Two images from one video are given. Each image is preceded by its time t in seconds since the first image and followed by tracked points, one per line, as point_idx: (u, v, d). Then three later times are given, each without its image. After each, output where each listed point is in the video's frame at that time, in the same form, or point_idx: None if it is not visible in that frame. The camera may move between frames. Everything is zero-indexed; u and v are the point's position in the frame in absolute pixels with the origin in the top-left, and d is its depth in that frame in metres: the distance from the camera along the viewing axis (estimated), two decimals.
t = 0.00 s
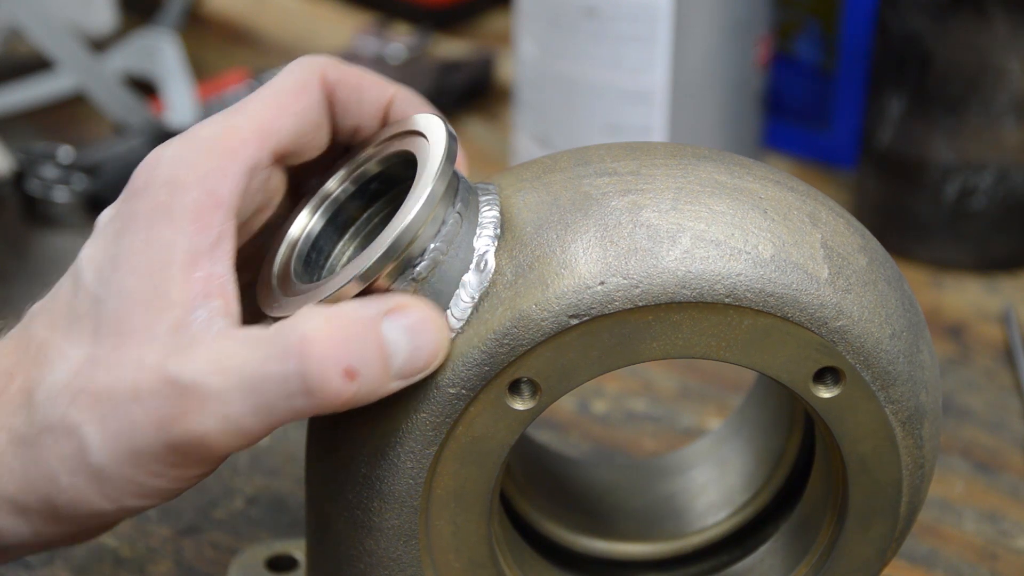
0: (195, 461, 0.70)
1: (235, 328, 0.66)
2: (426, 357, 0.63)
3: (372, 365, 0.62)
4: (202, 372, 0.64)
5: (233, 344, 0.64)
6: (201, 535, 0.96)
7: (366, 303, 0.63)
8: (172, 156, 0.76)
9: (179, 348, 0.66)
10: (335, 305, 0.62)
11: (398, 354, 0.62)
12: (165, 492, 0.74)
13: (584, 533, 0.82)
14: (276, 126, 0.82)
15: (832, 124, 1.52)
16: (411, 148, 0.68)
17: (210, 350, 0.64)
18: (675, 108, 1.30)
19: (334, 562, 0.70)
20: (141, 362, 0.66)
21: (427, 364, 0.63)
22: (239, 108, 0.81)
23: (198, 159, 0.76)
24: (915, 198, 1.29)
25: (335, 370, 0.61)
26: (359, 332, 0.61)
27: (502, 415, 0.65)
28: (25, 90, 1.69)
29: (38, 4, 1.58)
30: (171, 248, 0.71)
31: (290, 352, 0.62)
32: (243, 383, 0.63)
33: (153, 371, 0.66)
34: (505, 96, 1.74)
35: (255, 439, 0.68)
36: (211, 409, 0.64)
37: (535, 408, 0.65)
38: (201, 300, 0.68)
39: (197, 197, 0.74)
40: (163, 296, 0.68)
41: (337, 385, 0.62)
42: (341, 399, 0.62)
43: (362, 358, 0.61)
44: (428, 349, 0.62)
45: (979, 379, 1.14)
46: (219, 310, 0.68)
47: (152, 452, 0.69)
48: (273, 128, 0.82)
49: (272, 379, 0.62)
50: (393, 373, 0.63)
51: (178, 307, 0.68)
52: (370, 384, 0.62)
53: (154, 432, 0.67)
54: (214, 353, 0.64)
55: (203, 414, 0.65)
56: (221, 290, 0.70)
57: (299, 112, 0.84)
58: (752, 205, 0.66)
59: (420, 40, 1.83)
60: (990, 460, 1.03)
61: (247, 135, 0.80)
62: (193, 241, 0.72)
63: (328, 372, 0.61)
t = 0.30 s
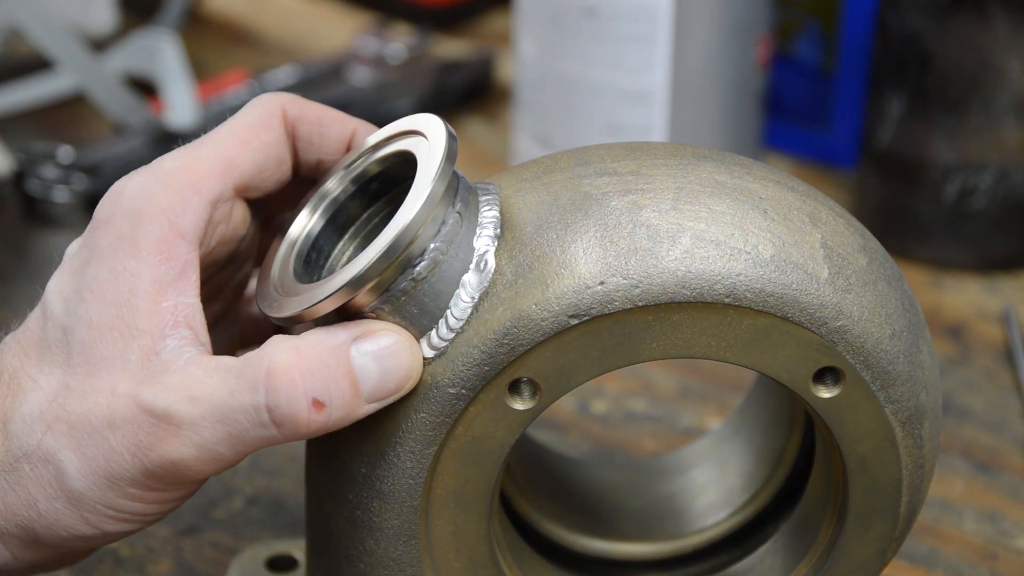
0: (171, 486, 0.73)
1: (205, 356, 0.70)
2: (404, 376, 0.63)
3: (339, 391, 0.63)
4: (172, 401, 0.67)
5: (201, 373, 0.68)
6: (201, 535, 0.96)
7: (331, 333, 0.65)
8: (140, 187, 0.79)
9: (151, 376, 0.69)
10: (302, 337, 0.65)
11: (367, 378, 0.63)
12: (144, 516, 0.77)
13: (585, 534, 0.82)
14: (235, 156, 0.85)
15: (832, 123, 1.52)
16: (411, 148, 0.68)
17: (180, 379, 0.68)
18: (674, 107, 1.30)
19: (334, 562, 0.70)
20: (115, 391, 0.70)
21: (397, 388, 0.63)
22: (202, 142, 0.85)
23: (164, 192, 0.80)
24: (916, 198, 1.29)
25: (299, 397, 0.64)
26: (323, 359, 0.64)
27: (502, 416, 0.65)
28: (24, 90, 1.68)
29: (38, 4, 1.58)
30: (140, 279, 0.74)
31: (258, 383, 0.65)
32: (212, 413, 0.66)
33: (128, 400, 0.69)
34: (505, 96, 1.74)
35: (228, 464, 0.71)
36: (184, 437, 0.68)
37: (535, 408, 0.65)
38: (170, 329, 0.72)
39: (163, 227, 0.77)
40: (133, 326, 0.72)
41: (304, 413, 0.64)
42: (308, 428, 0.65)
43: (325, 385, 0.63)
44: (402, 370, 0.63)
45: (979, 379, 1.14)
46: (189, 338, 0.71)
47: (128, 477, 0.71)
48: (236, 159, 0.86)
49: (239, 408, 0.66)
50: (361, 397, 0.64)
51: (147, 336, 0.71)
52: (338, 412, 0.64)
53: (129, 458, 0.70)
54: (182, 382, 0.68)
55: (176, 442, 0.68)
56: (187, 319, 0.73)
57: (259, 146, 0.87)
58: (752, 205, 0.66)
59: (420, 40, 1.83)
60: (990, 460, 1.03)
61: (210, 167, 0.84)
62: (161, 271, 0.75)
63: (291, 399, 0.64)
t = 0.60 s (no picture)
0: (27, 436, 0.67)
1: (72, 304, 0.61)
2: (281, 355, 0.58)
3: (191, 368, 0.55)
4: (26, 351, 0.59)
5: (62, 326, 0.59)
6: (201, 535, 0.96)
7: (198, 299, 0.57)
8: (18, 119, 0.73)
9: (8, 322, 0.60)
10: (162, 301, 0.57)
11: (232, 358, 0.56)
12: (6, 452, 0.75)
13: (585, 533, 0.82)
14: (118, 81, 0.82)
15: (832, 124, 1.52)
16: (412, 148, 0.68)
17: (41, 329, 0.59)
18: (674, 108, 1.30)
19: (333, 562, 0.70)
20: None
21: (269, 369, 0.58)
22: (79, 62, 0.81)
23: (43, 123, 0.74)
24: (916, 199, 1.29)
25: (143, 369, 0.55)
26: (184, 331, 0.56)
27: (502, 416, 0.65)
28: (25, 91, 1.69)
29: (39, 4, 1.60)
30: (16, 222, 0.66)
31: (107, 350, 0.56)
32: (62, 370, 0.58)
33: None
34: (505, 96, 1.75)
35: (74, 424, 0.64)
36: (28, 388, 0.60)
37: (535, 408, 0.65)
38: (43, 270, 0.64)
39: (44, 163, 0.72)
40: (4, 271, 0.63)
41: (145, 385, 0.56)
42: (149, 400, 0.57)
43: (177, 359, 0.55)
44: (276, 351, 0.57)
45: (979, 379, 1.14)
46: (61, 281, 0.64)
47: None
48: (114, 82, 0.82)
49: (86, 374, 0.57)
50: (224, 376, 0.57)
51: (15, 281, 0.63)
52: (188, 389, 0.56)
53: None
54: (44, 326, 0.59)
55: (21, 395, 0.61)
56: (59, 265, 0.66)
57: (139, 65, 0.84)
58: (752, 205, 0.66)
59: (420, 40, 1.83)
60: (990, 460, 1.03)
61: (90, 94, 0.79)
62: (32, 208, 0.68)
63: (135, 370, 0.56)
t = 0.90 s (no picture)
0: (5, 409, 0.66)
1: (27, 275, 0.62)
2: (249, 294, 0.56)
3: (161, 310, 0.54)
4: None
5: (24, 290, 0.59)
6: (201, 535, 0.96)
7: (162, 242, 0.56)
8: None
9: None
10: (127, 248, 0.56)
11: (199, 299, 0.55)
12: None
13: (585, 533, 0.82)
14: (62, 48, 0.82)
15: (832, 124, 1.52)
16: (411, 149, 0.68)
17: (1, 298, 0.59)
18: (674, 108, 1.30)
19: (333, 561, 0.70)
20: None
21: (239, 308, 0.56)
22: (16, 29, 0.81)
23: None
24: (916, 199, 1.29)
25: (112, 315, 0.55)
26: (149, 275, 0.54)
27: (502, 416, 0.65)
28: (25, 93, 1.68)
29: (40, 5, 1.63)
30: None
31: (74, 301, 0.56)
32: (30, 330, 0.58)
33: None
34: (505, 96, 1.75)
35: (52, 385, 0.64)
36: None
37: (535, 408, 0.65)
38: None
39: None
40: None
41: (116, 330, 0.55)
42: (124, 348, 0.56)
43: (145, 302, 0.54)
44: (245, 289, 0.56)
45: (979, 379, 1.14)
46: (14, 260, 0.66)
47: None
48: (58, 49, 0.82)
49: (52, 329, 0.57)
50: (194, 318, 0.55)
51: None
52: (160, 332, 0.55)
53: None
54: None
55: None
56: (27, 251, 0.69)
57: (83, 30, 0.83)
58: (752, 205, 0.66)
59: (420, 40, 1.83)
60: (990, 460, 1.03)
61: (29, 60, 0.81)
62: None
63: (104, 316, 0.55)
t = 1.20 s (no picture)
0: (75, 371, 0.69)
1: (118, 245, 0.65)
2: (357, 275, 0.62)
3: (268, 283, 0.61)
4: (98, 284, 0.63)
5: (133, 258, 0.63)
6: (202, 535, 0.95)
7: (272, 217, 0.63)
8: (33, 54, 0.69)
9: (63, 260, 0.64)
10: (240, 221, 0.63)
11: (302, 274, 0.61)
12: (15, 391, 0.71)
13: (591, 534, 0.81)
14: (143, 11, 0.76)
15: (832, 124, 1.52)
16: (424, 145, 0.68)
17: (105, 261, 0.63)
18: (674, 107, 1.30)
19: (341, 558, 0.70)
20: (14, 274, 0.64)
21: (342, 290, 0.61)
22: None
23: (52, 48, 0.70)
24: (915, 199, 1.29)
25: (224, 285, 0.61)
26: (258, 251, 0.61)
27: (513, 414, 0.65)
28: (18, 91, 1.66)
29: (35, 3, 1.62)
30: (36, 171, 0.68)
31: (186, 270, 0.62)
32: (140, 295, 0.62)
33: (38, 285, 0.63)
34: (505, 96, 1.75)
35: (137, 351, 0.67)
36: (99, 317, 0.63)
37: (547, 406, 0.65)
38: (75, 215, 0.68)
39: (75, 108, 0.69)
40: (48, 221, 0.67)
41: (226, 300, 0.62)
42: (231, 314, 0.63)
43: (255, 275, 0.61)
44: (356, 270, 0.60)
45: (979, 379, 1.14)
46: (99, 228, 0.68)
47: (22, 359, 0.67)
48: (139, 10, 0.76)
49: (159, 296, 0.62)
50: (300, 292, 0.62)
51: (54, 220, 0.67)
52: (265, 302, 0.62)
53: (34, 340, 0.65)
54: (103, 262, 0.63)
55: (93, 323, 0.63)
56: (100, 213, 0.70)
57: None
58: (766, 208, 0.66)
59: (420, 40, 1.83)
60: (990, 460, 1.03)
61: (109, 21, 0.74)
62: (60, 158, 0.69)
63: (215, 286, 0.61)
